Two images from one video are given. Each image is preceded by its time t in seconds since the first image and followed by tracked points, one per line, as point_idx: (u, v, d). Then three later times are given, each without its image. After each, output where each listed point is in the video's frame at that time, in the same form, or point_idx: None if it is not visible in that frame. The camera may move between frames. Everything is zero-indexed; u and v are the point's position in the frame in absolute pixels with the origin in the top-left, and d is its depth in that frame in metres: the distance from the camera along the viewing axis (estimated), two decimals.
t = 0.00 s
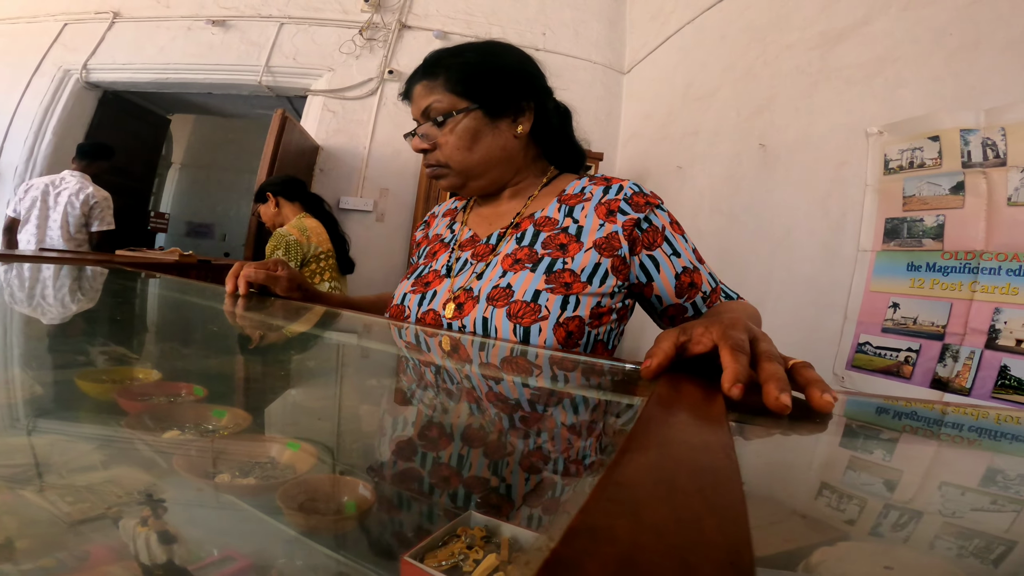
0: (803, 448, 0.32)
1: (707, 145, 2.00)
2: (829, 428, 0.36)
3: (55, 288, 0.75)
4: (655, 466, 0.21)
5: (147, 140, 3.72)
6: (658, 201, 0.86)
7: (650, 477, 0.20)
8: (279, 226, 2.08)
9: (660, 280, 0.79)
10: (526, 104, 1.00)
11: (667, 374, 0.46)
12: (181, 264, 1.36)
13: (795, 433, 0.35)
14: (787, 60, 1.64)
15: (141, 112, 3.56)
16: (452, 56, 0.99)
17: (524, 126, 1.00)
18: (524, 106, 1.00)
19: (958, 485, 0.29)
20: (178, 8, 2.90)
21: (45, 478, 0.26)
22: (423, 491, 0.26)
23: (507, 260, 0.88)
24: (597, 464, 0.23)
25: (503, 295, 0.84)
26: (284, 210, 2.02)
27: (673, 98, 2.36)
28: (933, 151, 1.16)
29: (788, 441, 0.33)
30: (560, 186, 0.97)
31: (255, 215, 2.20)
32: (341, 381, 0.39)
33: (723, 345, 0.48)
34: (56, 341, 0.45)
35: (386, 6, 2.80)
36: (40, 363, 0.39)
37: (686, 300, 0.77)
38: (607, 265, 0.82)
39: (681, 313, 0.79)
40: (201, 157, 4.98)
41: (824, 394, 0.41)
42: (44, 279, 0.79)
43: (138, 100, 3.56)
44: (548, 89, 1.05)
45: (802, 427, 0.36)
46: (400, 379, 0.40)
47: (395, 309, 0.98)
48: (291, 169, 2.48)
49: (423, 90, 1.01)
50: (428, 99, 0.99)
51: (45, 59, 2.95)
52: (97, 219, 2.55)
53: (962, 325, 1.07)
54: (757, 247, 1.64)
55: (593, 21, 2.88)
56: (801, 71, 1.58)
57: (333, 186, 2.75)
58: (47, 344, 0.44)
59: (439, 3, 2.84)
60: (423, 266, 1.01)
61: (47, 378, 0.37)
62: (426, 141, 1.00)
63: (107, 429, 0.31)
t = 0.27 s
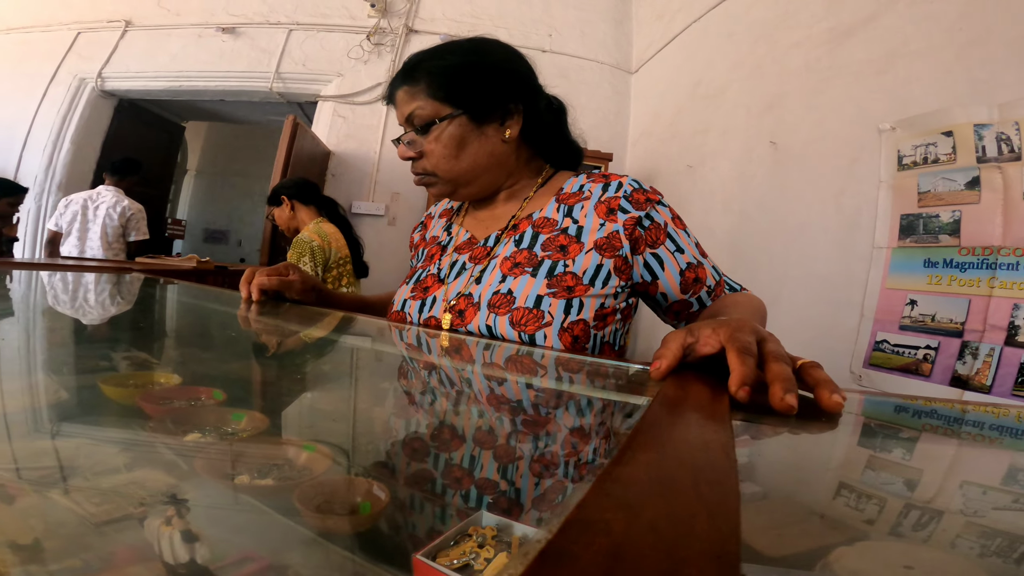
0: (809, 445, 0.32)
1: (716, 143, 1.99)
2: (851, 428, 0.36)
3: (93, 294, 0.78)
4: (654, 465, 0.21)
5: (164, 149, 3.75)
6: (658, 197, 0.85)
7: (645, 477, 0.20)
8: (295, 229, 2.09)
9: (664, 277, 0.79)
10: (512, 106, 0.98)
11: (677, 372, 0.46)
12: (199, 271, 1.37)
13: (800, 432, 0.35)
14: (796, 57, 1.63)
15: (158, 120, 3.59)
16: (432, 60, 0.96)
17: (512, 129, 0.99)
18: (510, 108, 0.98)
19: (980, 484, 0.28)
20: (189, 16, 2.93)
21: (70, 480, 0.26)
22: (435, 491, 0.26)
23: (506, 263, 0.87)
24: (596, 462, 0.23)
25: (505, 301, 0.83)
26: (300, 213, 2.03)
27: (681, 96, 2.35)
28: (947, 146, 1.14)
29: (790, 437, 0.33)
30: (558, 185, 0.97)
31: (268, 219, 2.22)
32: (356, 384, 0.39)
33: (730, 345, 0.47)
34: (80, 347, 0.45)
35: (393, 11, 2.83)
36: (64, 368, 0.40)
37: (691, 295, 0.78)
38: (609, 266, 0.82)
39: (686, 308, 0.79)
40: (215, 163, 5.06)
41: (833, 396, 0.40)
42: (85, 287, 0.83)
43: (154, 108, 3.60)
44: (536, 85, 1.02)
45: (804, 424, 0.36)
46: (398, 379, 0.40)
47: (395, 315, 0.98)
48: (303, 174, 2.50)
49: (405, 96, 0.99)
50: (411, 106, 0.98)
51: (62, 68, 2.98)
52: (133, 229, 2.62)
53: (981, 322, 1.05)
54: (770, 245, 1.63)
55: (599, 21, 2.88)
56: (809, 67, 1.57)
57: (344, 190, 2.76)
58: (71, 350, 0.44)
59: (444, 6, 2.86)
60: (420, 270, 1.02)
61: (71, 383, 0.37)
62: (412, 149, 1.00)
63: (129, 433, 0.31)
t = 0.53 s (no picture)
0: (763, 440, 0.32)
1: (720, 144, 1.99)
2: (865, 431, 0.35)
3: (118, 298, 0.79)
4: (570, 461, 0.22)
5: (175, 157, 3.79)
6: (640, 196, 0.84)
7: (551, 472, 0.21)
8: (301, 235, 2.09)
9: (649, 277, 0.78)
10: (489, 114, 0.98)
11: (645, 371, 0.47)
12: (209, 277, 1.38)
13: (757, 427, 0.35)
14: (796, 57, 1.63)
15: (169, 128, 3.63)
16: (406, 72, 0.96)
17: (491, 138, 0.98)
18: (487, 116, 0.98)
19: (987, 485, 0.28)
20: (196, 24, 2.96)
21: (80, 476, 0.23)
22: (428, 489, 0.21)
23: (490, 267, 0.88)
24: (510, 457, 0.24)
25: (488, 304, 0.84)
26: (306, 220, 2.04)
27: (685, 98, 2.35)
28: (949, 144, 1.14)
29: (740, 432, 0.34)
30: (540, 187, 0.98)
31: (275, 225, 2.22)
32: (363, 391, 0.38)
33: (696, 346, 0.48)
34: (92, 351, 0.44)
35: (396, 17, 2.85)
36: (80, 371, 0.38)
37: (677, 293, 0.76)
38: (591, 267, 0.82)
39: (673, 306, 0.78)
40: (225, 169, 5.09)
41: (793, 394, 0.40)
42: (111, 291, 0.85)
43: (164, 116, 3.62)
44: (515, 89, 1.01)
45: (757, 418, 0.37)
46: (390, 381, 0.40)
47: (385, 319, 1.00)
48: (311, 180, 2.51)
49: (383, 109, 1.00)
50: (389, 119, 0.99)
51: (74, 77, 3.00)
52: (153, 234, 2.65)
53: (987, 320, 1.04)
54: (774, 246, 1.63)
55: (601, 24, 2.89)
56: (810, 67, 1.57)
57: (351, 196, 2.77)
58: (82, 354, 0.43)
59: (447, 12, 2.88)
60: (410, 275, 1.03)
61: (86, 385, 0.35)
62: (393, 161, 1.01)
63: (140, 434, 0.28)
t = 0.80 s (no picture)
0: (775, 443, 0.32)
1: (730, 144, 1.98)
2: (881, 433, 0.35)
3: (147, 303, 0.81)
4: (568, 469, 0.22)
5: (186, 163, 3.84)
6: (646, 196, 0.84)
7: (547, 481, 0.21)
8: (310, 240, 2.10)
9: (656, 278, 0.78)
10: (490, 117, 0.98)
11: (652, 373, 0.46)
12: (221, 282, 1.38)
13: (766, 430, 0.35)
14: (805, 55, 1.62)
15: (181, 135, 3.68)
16: (408, 74, 0.97)
17: (491, 139, 0.98)
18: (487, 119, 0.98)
19: (1008, 489, 0.28)
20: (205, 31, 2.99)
21: (92, 478, 0.23)
22: (433, 493, 0.21)
23: (494, 271, 0.88)
24: (515, 462, 0.24)
25: (493, 308, 0.84)
26: (316, 225, 2.05)
27: (693, 98, 2.34)
28: (963, 141, 1.12)
29: (748, 434, 0.33)
30: (546, 189, 0.98)
31: (286, 230, 2.23)
32: (374, 394, 0.38)
33: (704, 349, 0.47)
34: (106, 356, 0.45)
35: (402, 22, 2.87)
36: (95, 376, 0.38)
37: (686, 294, 0.76)
38: (597, 269, 0.81)
39: (681, 307, 0.78)
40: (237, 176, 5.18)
41: (801, 398, 0.39)
42: (142, 297, 0.87)
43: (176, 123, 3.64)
44: (518, 92, 1.01)
45: (764, 420, 0.36)
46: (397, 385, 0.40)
47: (390, 324, 1.00)
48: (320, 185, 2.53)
49: (386, 111, 1.01)
50: (391, 120, 1.00)
51: (88, 84, 3.03)
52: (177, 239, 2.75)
53: (1006, 320, 1.02)
54: (786, 246, 1.61)
55: (607, 26, 2.89)
56: (818, 65, 1.56)
57: (362, 201, 2.80)
58: (96, 358, 0.44)
59: (453, 16, 2.89)
60: (416, 279, 1.03)
61: (101, 390, 0.35)
62: (395, 163, 1.02)
63: (153, 437, 0.28)
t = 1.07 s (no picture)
0: (787, 444, 0.32)
1: (738, 144, 1.98)
2: (896, 434, 0.35)
3: (178, 305, 0.83)
4: (577, 471, 0.22)
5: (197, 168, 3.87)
6: (652, 197, 0.83)
7: (555, 482, 0.20)
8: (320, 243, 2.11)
9: (663, 280, 0.78)
10: (491, 117, 0.98)
11: (662, 374, 0.46)
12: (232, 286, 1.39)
13: (777, 430, 0.34)
14: (812, 54, 1.62)
15: (192, 141, 3.71)
16: (413, 74, 0.98)
17: (493, 141, 0.98)
18: (489, 120, 0.98)
19: None
20: (213, 36, 3.02)
21: (106, 480, 0.23)
22: (443, 496, 0.21)
23: (501, 273, 0.88)
24: (524, 464, 0.24)
25: (500, 311, 0.84)
26: (325, 228, 2.06)
27: (700, 98, 2.34)
28: (975, 138, 1.12)
29: (759, 435, 0.33)
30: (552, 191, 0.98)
31: (295, 234, 2.25)
32: (383, 397, 0.38)
33: (714, 349, 0.47)
34: (119, 359, 0.45)
35: (408, 26, 2.89)
36: (109, 379, 0.39)
37: (693, 296, 0.75)
38: (604, 271, 0.81)
39: (688, 309, 0.77)
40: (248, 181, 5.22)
41: (812, 399, 0.39)
42: (176, 299, 0.89)
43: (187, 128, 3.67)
44: (523, 93, 1.00)
45: (773, 420, 0.36)
46: (405, 387, 0.40)
47: (398, 327, 1.00)
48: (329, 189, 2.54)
49: (390, 111, 1.02)
50: (395, 119, 1.01)
51: (99, 90, 3.06)
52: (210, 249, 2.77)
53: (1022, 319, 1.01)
54: (796, 245, 1.60)
55: (612, 27, 2.90)
56: (825, 63, 1.56)
57: (370, 204, 2.81)
58: (110, 361, 0.44)
59: (458, 19, 2.90)
60: (422, 283, 1.03)
61: (115, 394, 0.35)
62: (398, 162, 1.03)
63: (165, 440, 0.28)
